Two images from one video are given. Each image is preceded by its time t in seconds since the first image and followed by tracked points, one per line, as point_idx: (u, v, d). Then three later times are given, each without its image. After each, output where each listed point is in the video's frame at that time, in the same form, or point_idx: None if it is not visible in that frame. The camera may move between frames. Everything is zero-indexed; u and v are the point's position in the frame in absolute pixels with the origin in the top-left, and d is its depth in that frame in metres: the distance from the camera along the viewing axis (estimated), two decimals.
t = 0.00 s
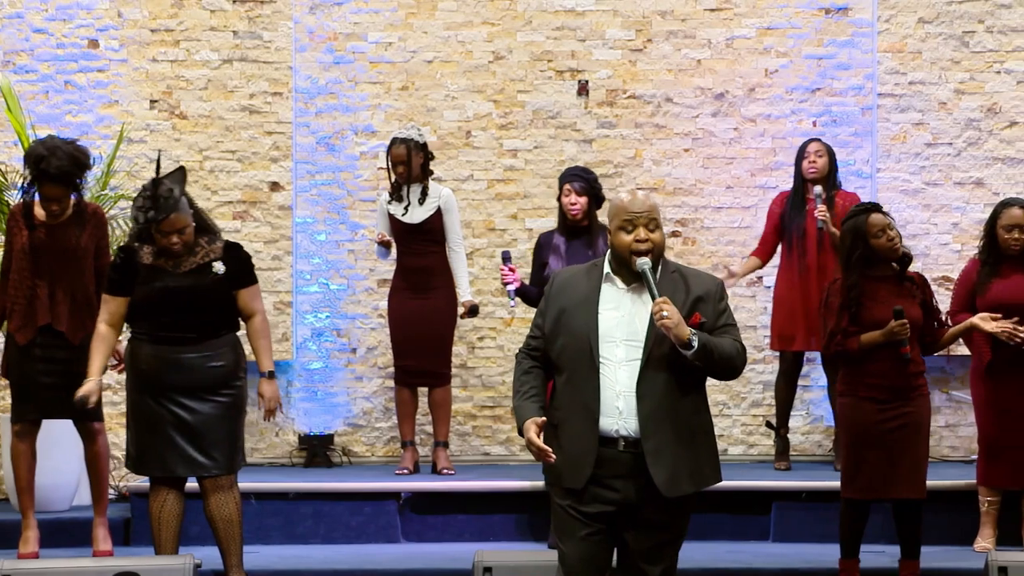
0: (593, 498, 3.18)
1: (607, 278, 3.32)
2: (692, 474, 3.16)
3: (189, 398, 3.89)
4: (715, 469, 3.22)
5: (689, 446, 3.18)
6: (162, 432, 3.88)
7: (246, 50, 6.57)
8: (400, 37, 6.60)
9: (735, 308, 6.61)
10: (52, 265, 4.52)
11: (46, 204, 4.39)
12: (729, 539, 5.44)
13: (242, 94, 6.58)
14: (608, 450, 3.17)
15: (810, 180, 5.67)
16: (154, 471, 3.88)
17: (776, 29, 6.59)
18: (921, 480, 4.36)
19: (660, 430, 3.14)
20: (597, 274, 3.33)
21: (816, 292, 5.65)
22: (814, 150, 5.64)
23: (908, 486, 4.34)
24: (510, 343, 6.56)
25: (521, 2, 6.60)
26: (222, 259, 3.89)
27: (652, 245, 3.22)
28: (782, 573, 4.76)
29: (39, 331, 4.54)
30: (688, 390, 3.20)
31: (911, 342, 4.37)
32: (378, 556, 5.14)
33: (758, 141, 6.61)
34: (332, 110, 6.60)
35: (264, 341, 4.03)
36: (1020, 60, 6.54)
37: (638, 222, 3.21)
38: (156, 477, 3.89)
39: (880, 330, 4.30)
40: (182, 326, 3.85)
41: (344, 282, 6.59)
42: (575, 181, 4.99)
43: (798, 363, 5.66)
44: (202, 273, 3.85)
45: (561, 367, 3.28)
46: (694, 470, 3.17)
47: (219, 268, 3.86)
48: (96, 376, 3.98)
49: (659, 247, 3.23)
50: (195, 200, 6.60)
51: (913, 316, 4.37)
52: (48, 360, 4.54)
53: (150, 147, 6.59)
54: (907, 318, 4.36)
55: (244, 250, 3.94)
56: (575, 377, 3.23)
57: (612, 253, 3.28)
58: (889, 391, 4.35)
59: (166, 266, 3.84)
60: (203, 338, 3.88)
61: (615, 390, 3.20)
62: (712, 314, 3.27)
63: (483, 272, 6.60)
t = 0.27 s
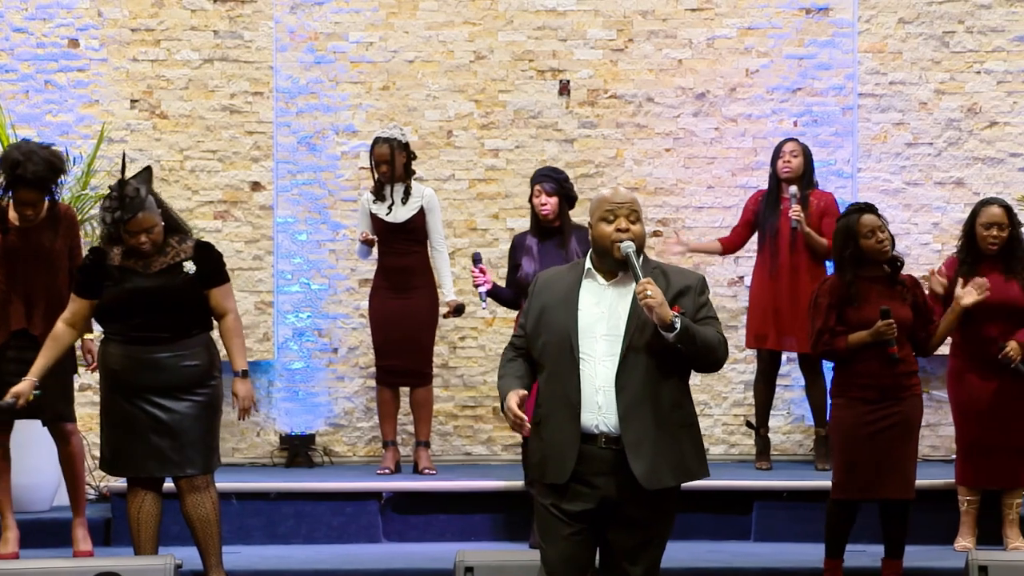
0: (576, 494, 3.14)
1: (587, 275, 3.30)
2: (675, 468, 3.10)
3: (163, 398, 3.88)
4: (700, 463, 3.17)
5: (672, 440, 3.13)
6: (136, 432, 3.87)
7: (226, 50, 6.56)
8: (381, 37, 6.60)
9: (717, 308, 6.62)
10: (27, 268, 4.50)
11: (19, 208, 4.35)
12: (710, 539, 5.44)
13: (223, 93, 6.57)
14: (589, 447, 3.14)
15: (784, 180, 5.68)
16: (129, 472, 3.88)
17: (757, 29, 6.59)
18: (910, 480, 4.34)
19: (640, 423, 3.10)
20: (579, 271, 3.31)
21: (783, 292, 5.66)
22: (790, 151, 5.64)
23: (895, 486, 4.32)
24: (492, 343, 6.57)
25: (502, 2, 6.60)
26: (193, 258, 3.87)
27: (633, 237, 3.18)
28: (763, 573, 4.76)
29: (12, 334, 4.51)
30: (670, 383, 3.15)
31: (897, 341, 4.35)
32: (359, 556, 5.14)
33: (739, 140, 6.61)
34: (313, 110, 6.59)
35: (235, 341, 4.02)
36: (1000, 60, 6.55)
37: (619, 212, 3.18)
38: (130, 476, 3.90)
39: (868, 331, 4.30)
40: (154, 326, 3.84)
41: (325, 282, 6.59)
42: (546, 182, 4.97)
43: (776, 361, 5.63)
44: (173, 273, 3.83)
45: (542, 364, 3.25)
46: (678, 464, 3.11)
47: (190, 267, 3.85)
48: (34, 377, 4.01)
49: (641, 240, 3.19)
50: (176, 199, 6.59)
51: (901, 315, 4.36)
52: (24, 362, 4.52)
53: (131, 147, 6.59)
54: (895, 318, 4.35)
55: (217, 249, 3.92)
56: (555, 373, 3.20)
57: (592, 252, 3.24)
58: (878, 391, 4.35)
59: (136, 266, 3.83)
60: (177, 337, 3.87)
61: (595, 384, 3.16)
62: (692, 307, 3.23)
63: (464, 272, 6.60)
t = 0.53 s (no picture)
0: (563, 492, 3.12)
1: (571, 274, 3.30)
2: (662, 465, 3.09)
3: (144, 398, 3.88)
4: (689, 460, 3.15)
5: (660, 437, 3.11)
6: (117, 432, 3.87)
7: (209, 49, 6.55)
8: (364, 36, 6.59)
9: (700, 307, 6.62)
10: (5, 269, 4.50)
11: None
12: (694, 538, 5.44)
13: (206, 93, 6.56)
14: (576, 445, 3.12)
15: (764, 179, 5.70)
16: (111, 473, 3.89)
17: (740, 29, 6.60)
18: (892, 482, 4.34)
19: (627, 419, 3.09)
20: (564, 271, 3.31)
21: (758, 291, 5.67)
22: (769, 151, 5.67)
23: (877, 487, 4.33)
24: (475, 343, 6.57)
25: (485, 1, 6.60)
26: (172, 257, 3.86)
27: (617, 235, 3.17)
28: (746, 573, 4.76)
29: None
30: (656, 380, 3.15)
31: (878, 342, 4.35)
32: (343, 556, 5.13)
33: (722, 140, 6.62)
34: (296, 109, 6.59)
35: (215, 340, 4.01)
36: (983, 60, 6.56)
37: (602, 213, 3.18)
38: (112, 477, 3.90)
39: (847, 330, 4.31)
40: (132, 326, 3.84)
41: (309, 282, 6.58)
42: (522, 183, 4.96)
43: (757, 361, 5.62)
44: (151, 272, 3.82)
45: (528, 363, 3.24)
46: (666, 460, 3.10)
47: (168, 266, 3.84)
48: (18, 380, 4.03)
49: (625, 240, 3.19)
50: (159, 199, 6.58)
51: (880, 315, 4.36)
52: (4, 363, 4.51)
53: (113, 147, 6.58)
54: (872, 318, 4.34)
55: (196, 247, 3.91)
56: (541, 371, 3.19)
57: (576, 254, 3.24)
58: (862, 391, 4.35)
59: (114, 266, 3.82)
60: (157, 337, 3.87)
61: (581, 381, 3.15)
62: (677, 304, 3.23)
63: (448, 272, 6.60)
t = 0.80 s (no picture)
0: (554, 491, 3.09)
1: (558, 277, 3.29)
2: (654, 463, 3.07)
3: (129, 398, 3.87)
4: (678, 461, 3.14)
5: (651, 436, 3.10)
6: (102, 433, 3.87)
7: (194, 49, 6.54)
8: (349, 37, 6.59)
9: (685, 307, 6.63)
10: None
11: None
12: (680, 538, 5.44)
13: (191, 93, 6.55)
14: (568, 444, 3.09)
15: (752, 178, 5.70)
16: (95, 473, 3.88)
17: (725, 29, 6.61)
18: (875, 483, 4.34)
19: (619, 417, 3.08)
20: (551, 274, 3.31)
21: (747, 289, 5.67)
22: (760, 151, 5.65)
23: (858, 488, 4.33)
24: (461, 343, 6.57)
25: (470, 2, 6.61)
26: (156, 256, 3.86)
27: (600, 231, 3.18)
28: (733, 573, 4.76)
29: None
30: (645, 379, 3.14)
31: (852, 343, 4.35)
32: (329, 557, 5.13)
33: (708, 141, 6.62)
34: (281, 109, 6.58)
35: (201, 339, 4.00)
36: (968, 61, 6.56)
37: (584, 209, 3.19)
38: (96, 477, 3.89)
39: (821, 330, 4.34)
40: (119, 326, 3.84)
41: (294, 282, 6.58)
42: (503, 182, 4.97)
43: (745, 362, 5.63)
44: (138, 272, 3.82)
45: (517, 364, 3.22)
46: (657, 460, 3.08)
47: (154, 266, 3.84)
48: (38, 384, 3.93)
49: (608, 235, 3.19)
50: (144, 199, 6.57)
51: (854, 316, 4.36)
52: None
53: (98, 146, 6.57)
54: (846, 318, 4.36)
55: (179, 247, 3.92)
56: (531, 371, 3.17)
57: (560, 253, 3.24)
58: (838, 391, 4.37)
59: (98, 266, 3.81)
60: (142, 338, 3.87)
61: (572, 380, 3.14)
62: (662, 304, 3.23)
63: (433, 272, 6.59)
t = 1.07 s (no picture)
0: (542, 491, 3.08)
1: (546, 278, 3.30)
2: (642, 461, 3.07)
3: (120, 398, 3.87)
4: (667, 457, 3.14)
5: (638, 434, 3.10)
6: (93, 433, 3.86)
7: (183, 49, 6.54)
8: (338, 37, 6.59)
9: (674, 307, 6.63)
10: None
11: None
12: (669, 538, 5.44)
13: (179, 93, 6.55)
14: (555, 444, 3.09)
15: (750, 175, 5.68)
16: (85, 474, 3.87)
17: (714, 30, 6.61)
18: (861, 484, 4.35)
19: (606, 415, 3.08)
20: (539, 276, 3.31)
21: (744, 288, 5.67)
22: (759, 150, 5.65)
23: (844, 488, 4.34)
24: (450, 343, 6.57)
25: (459, 2, 6.60)
26: (146, 257, 3.88)
27: (585, 229, 3.17)
28: (721, 573, 4.76)
29: None
30: (632, 377, 3.14)
31: (838, 342, 4.35)
32: (317, 557, 5.12)
33: (696, 141, 6.63)
34: (270, 109, 6.58)
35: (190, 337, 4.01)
36: (955, 61, 6.58)
37: (569, 207, 3.18)
38: (88, 478, 3.88)
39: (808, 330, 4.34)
40: (110, 326, 3.84)
41: (283, 282, 6.57)
42: (492, 182, 4.96)
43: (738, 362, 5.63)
44: (129, 272, 3.83)
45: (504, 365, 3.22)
46: (645, 457, 3.08)
47: (145, 266, 3.86)
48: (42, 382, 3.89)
49: (595, 233, 3.19)
50: (132, 199, 6.56)
51: (839, 315, 4.37)
52: None
53: (87, 147, 6.56)
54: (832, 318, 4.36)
55: (168, 247, 3.93)
56: (519, 372, 3.17)
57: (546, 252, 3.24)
58: (825, 391, 4.37)
59: (90, 266, 3.82)
60: (133, 338, 3.87)
61: (558, 380, 3.14)
62: (649, 301, 3.23)
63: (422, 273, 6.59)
